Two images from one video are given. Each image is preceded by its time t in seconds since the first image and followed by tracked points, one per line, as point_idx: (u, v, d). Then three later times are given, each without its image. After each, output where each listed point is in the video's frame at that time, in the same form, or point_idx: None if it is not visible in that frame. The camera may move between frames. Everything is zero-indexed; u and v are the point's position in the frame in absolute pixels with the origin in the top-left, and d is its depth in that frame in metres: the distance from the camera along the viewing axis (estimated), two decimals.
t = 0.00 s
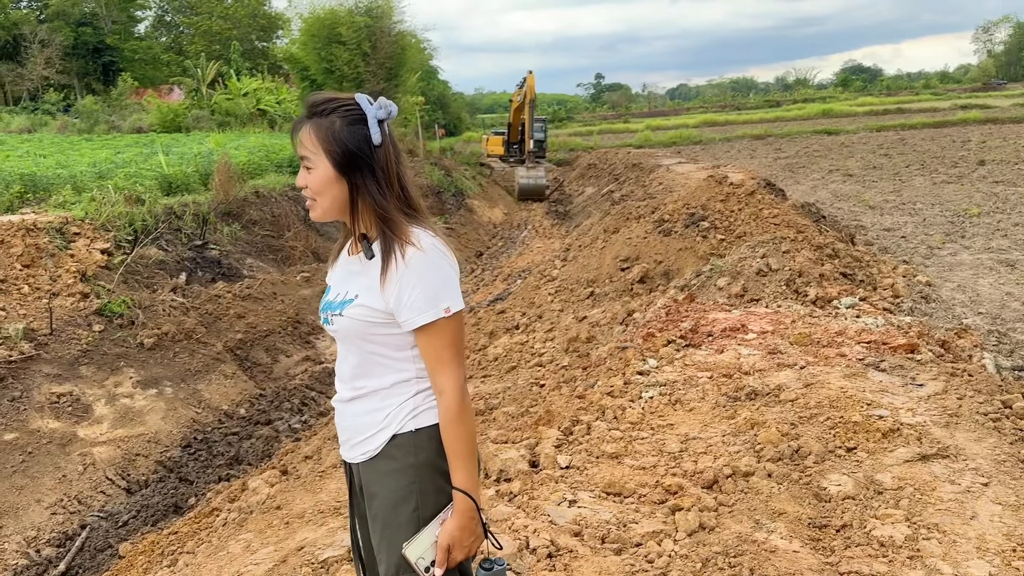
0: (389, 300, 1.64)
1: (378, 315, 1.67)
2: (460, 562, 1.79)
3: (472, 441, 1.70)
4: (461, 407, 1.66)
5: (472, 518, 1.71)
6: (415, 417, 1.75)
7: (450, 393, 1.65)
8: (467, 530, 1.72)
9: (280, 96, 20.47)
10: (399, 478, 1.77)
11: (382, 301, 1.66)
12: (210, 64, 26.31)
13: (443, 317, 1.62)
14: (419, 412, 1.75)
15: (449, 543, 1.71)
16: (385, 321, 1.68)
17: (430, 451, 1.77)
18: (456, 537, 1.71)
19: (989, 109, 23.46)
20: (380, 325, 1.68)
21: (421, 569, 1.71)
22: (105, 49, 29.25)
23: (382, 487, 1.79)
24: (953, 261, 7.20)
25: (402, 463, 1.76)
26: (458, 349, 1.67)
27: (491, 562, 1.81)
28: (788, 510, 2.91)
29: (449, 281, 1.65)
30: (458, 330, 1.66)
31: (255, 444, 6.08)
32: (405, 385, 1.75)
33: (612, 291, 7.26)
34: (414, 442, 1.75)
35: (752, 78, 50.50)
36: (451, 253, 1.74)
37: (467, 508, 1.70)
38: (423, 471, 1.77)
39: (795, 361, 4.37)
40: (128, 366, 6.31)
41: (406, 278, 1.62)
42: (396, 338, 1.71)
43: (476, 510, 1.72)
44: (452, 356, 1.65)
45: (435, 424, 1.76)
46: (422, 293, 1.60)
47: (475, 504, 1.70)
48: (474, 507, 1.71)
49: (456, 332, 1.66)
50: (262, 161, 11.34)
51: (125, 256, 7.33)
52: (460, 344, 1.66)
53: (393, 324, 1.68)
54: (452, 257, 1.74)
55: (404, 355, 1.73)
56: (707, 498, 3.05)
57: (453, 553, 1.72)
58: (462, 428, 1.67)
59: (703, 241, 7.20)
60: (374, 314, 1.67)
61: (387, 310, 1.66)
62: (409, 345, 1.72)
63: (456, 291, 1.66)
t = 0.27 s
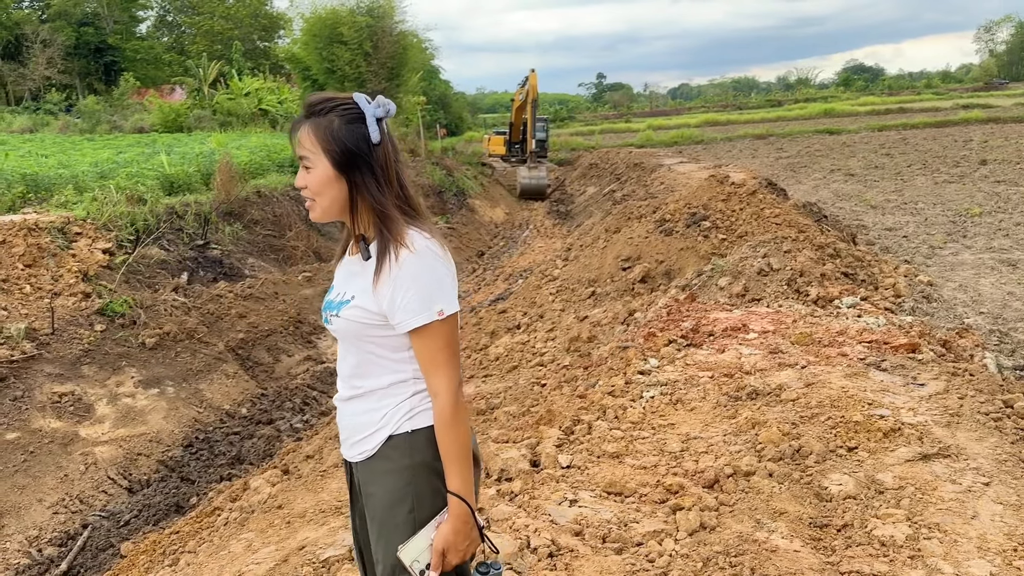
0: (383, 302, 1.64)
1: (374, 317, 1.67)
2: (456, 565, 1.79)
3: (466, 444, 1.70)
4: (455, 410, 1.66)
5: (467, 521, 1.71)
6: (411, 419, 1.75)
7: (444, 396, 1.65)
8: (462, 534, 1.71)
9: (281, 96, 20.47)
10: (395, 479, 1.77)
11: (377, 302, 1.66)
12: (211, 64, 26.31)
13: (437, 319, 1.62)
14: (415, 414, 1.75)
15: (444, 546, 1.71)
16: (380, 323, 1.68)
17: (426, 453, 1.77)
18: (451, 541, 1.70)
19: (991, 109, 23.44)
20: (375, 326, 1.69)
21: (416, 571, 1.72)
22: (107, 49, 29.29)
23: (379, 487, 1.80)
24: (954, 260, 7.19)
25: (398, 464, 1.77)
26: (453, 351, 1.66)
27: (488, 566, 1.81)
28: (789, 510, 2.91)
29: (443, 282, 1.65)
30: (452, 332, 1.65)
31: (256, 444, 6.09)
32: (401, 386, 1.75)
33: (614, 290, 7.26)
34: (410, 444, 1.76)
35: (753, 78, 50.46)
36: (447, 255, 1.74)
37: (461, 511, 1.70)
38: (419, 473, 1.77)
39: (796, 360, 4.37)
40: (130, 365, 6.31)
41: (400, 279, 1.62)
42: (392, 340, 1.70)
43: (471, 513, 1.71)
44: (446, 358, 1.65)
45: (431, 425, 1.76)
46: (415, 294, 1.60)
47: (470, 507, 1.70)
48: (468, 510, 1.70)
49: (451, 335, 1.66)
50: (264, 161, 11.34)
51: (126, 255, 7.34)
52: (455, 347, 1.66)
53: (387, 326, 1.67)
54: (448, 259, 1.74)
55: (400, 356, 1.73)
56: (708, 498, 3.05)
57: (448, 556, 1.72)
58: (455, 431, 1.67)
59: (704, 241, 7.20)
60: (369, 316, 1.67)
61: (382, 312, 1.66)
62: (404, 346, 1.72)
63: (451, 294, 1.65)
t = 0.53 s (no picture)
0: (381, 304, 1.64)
1: (371, 317, 1.68)
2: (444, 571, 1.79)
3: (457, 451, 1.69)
4: (448, 415, 1.66)
5: (454, 528, 1.71)
6: (405, 421, 1.76)
7: (437, 401, 1.64)
8: (447, 540, 1.71)
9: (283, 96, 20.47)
10: (387, 480, 1.79)
11: (373, 303, 1.66)
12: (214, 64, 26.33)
13: (431, 323, 1.61)
14: (409, 417, 1.76)
15: (430, 551, 1.71)
16: (378, 324, 1.68)
17: (418, 457, 1.78)
18: (437, 546, 1.71)
19: (994, 108, 23.40)
20: (372, 327, 1.69)
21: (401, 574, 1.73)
22: (109, 48, 29.33)
23: (370, 487, 1.82)
24: (957, 259, 7.18)
25: (390, 465, 1.78)
26: (449, 354, 1.66)
27: None
28: (791, 509, 2.91)
29: (442, 285, 1.65)
30: (450, 336, 1.65)
31: (259, 443, 6.09)
32: (397, 389, 1.75)
33: (616, 290, 7.25)
34: (402, 446, 1.77)
35: (756, 78, 50.39)
36: (447, 258, 1.73)
37: (448, 516, 1.69)
38: (409, 476, 1.78)
39: (798, 359, 4.37)
40: (132, 365, 6.32)
41: (397, 282, 1.62)
42: (389, 341, 1.71)
43: (458, 520, 1.71)
44: (442, 363, 1.65)
45: (424, 428, 1.77)
46: (412, 297, 1.61)
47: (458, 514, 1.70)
48: (456, 517, 1.70)
49: (447, 338, 1.65)
50: (266, 160, 11.34)
51: (128, 254, 7.35)
52: (451, 352, 1.66)
53: (385, 328, 1.67)
54: (447, 261, 1.73)
55: (397, 358, 1.73)
56: (710, 496, 3.05)
57: (433, 562, 1.72)
58: (446, 437, 1.67)
59: (706, 240, 7.20)
60: (366, 316, 1.68)
61: (379, 313, 1.66)
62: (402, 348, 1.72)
63: (449, 297, 1.65)
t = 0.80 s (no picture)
0: (374, 307, 1.65)
1: (366, 320, 1.69)
2: None
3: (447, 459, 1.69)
4: (437, 421, 1.64)
5: (440, 535, 1.71)
6: (398, 424, 1.77)
7: (424, 407, 1.63)
8: (433, 547, 1.71)
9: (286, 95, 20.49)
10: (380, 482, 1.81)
11: (366, 307, 1.67)
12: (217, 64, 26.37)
13: (419, 327, 1.60)
14: (404, 421, 1.76)
15: (417, 556, 1.71)
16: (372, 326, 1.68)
17: (410, 461, 1.79)
18: (422, 552, 1.71)
19: (997, 107, 23.36)
20: (368, 329, 1.70)
21: None
22: (112, 48, 29.39)
23: (365, 488, 1.84)
24: (960, 258, 7.16)
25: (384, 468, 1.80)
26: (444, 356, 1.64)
27: None
28: (794, 507, 2.92)
29: (432, 288, 1.62)
30: (443, 339, 1.62)
31: (262, 442, 6.10)
32: (394, 392, 1.76)
33: (618, 289, 7.25)
34: (396, 449, 1.78)
35: (758, 77, 50.31)
36: (439, 257, 1.70)
37: (434, 523, 1.69)
38: (401, 479, 1.80)
39: (801, 358, 4.36)
40: (136, 364, 6.33)
41: (386, 287, 1.62)
42: (385, 343, 1.71)
43: (445, 528, 1.71)
44: (436, 366, 1.62)
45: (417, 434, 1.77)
46: (402, 300, 1.60)
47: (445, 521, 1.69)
48: (443, 524, 1.70)
49: (438, 342, 1.63)
50: (268, 160, 11.36)
51: (132, 254, 7.37)
52: (444, 355, 1.63)
53: (378, 331, 1.68)
54: (441, 261, 1.70)
55: (392, 361, 1.73)
56: (714, 494, 3.05)
57: (419, 566, 1.72)
58: (435, 444, 1.66)
59: (709, 239, 7.19)
60: (361, 319, 1.69)
61: (371, 316, 1.67)
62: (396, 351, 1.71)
63: (439, 299, 1.62)
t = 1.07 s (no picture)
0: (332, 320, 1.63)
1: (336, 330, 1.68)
2: None
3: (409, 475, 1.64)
4: (386, 436, 1.58)
5: (398, 551, 1.67)
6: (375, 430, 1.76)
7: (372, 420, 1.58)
8: (397, 560, 1.69)
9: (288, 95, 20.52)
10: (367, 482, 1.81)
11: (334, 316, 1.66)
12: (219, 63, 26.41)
13: (363, 339, 1.54)
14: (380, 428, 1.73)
15: (382, 566, 1.71)
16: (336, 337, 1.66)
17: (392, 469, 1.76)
18: (385, 563, 1.69)
19: (999, 105, 23.31)
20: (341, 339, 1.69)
21: None
22: (114, 49, 29.45)
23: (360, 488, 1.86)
24: (963, 257, 7.15)
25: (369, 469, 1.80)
26: (398, 368, 1.57)
27: None
28: (797, 505, 2.92)
29: (379, 298, 1.55)
30: (393, 350, 1.55)
31: (265, 441, 6.11)
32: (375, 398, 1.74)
33: (620, 288, 7.25)
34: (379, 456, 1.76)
35: (760, 75, 50.26)
36: (397, 261, 1.60)
37: (395, 537, 1.66)
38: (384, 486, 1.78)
39: (804, 357, 4.36)
40: (139, 364, 6.35)
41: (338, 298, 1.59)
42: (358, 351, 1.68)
43: (402, 546, 1.67)
44: (388, 377, 1.55)
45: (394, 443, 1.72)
46: (348, 313, 1.56)
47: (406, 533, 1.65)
48: (401, 540, 1.67)
49: (386, 352, 1.55)
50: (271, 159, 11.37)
51: (134, 254, 7.38)
52: (397, 365, 1.55)
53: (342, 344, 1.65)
54: (399, 265, 1.60)
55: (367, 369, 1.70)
56: (716, 493, 3.05)
57: None
58: (389, 459, 1.61)
59: (711, 238, 7.19)
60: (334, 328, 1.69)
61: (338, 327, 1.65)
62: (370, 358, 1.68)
63: (385, 309, 1.55)
